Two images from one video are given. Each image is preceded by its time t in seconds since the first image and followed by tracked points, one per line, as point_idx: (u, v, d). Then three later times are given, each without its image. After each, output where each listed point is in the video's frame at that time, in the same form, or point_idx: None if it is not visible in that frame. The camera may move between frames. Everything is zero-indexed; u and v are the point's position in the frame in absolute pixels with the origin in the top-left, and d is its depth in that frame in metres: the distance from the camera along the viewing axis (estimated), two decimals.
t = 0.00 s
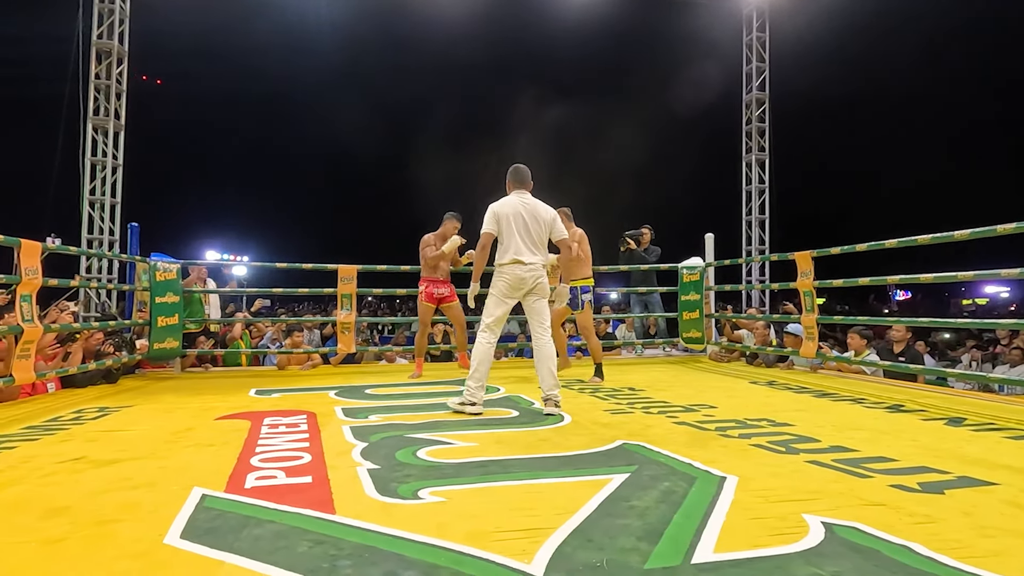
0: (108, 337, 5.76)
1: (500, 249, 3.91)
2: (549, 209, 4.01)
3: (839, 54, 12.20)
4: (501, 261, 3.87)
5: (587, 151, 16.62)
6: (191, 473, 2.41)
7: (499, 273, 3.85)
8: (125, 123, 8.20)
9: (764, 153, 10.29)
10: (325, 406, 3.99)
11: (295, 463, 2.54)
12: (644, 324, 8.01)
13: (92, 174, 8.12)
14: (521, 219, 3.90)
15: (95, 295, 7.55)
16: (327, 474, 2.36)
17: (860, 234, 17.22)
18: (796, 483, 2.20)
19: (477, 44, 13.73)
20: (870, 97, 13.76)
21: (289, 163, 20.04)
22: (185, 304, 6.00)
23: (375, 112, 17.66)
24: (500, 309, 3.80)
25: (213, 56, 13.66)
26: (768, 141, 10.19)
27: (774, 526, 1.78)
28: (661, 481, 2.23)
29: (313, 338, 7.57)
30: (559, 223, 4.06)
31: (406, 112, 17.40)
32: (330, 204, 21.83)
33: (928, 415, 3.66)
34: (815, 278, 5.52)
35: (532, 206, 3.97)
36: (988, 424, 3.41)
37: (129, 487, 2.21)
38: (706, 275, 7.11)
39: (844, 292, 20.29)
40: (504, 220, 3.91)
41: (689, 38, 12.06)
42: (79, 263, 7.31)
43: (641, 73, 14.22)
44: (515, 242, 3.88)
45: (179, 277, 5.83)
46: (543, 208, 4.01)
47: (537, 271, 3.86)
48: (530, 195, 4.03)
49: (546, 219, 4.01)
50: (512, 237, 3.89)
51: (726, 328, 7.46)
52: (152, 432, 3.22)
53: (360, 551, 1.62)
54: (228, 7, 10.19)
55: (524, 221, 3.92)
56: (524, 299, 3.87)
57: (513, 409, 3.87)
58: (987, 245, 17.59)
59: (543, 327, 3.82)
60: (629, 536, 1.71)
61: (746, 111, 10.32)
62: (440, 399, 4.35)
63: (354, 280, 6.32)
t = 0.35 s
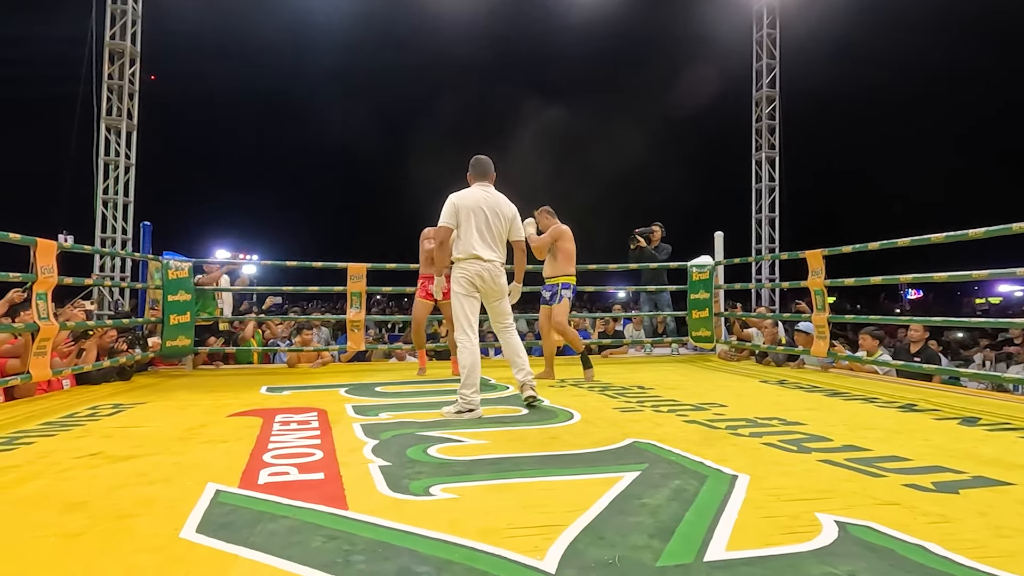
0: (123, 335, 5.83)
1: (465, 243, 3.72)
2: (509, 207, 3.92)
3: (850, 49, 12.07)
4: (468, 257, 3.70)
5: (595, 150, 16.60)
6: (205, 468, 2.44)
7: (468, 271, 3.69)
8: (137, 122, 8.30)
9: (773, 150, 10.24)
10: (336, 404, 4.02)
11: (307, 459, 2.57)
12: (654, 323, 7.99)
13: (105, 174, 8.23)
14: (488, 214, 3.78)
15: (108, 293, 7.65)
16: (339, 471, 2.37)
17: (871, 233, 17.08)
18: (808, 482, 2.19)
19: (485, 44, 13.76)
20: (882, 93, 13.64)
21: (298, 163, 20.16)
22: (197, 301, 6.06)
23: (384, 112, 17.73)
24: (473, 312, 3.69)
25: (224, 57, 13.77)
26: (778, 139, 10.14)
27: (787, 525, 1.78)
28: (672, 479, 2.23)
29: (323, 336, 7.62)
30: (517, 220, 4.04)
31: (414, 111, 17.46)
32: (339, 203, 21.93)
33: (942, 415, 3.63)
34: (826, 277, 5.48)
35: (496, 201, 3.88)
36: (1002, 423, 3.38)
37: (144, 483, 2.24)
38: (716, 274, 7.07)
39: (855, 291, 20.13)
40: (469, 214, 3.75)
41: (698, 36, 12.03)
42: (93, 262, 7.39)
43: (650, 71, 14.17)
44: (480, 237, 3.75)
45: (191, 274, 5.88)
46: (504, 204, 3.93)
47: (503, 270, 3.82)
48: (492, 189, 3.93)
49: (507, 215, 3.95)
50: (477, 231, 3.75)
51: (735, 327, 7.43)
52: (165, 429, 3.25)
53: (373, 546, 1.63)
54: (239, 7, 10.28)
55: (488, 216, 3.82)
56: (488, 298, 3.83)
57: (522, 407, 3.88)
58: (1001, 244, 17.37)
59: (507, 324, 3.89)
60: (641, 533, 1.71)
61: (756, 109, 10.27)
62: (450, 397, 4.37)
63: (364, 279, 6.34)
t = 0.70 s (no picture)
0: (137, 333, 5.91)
1: (439, 245, 3.70)
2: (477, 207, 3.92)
3: (862, 45, 11.97)
4: (446, 258, 3.69)
5: (601, 146, 16.66)
6: (220, 465, 2.47)
7: (446, 272, 3.68)
8: (150, 122, 8.39)
9: (784, 147, 10.17)
10: (347, 402, 4.05)
11: (321, 456, 2.59)
12: (664, 321, 7.97)
13: (120, 174, 8.34)
14: (461, 217, 3.78)
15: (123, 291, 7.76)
16: (352, 468, 2.40)
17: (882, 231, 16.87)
18: (821, 481, 2.18)
19: (494, 42, 13.77)
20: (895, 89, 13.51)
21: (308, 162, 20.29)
22: (209, 300, 6.11)
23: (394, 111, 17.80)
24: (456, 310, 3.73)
25: (235, 58, 13.89)
26: (789, 135, 10.06)
27: (801, 524, 1.77)
28: (684, 478, 2.23)
29: (334, 334, 7.68)
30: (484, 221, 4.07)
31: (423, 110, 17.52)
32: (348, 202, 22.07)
33: (956, 415, 3.60)
34: (838, 275, 5.44)
35: (467, 202, 3.88)
36: (1017, 423, 3.35)
37: (161, 479, 2.28)
38: (726, 272, 7.03)
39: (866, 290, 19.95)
40: (444, 217, 3.73)
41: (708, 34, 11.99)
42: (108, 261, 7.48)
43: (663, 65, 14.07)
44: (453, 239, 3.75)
45: (203, 273, 5.93)
46: (473, 205, 3.93)
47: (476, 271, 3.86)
48: (459, 189, 3.92)
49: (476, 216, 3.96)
50: (450, 233, 3.74)
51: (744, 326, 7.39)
52: (180, 426, 3.29)
53: (388, 543, 1.65)
54: (249, 6, 10.37)
55: (460, 218, 3.82)
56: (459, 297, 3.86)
57: (532, 405, 3.88)
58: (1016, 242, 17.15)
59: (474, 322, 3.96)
60: (653, 531, 1.72)
61: (767, 106, 10.22)
62: (460, 395, 4.39)
63: (373, 277, 6.37)
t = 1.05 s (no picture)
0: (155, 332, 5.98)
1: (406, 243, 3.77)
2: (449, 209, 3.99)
3: (877, 40, 11.83)
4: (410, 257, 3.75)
5: (613, 144, 16.60)
6: (237, 462, 2.50)
7: (407, 271, 3.75)
8: (165, 123, 8.50)
9: (798, 145, 10.09)
10: (361, 400, 4.08)
11: (336, 454, 2.61)
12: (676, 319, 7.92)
13: (135, 174, 8.45)
14: (430, 216, 3.84)
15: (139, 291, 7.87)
16: (367, 465, 2.41)
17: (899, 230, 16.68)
18: (839, 482, 2.16)
19: (505, 41, 13.79)
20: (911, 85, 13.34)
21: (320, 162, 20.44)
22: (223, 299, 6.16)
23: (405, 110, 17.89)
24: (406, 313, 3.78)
25: (249, 58, 14.02)
26: (803, 133, 9.98)
27: (818, 525, 1.76)
28: (699, 477, 2.22)
29: (346, 333, 7.72)
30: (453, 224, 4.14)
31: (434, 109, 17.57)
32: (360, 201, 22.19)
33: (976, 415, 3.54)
34: (854, 273, 5.38)
35: (438, 203, 3.95)
36: None
37: (179, 475, 2.30)
38: (739, 271, 6.97)
39: (881, 288, 19.70)
40: (412, 215, 3.78)
41: (720, 31, 11.91)
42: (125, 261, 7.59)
43: (675, 62, 14.01)
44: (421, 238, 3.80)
45: (218, 273, 5.98)
46: (445, 207, 4.00)
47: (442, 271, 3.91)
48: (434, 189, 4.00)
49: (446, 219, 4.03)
50: (417, 230, 3.78)
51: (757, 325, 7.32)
52: (197, 424, 3.33)
53: (403, 540, 1.66)
54: (262, 7, 10.47)
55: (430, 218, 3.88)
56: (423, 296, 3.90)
57: (545, 404, 3.88)
58: None
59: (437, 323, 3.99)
60: (669, 531, 1.71)
61: (780, 102, 10.14)
62: (472, 393, 4.39)
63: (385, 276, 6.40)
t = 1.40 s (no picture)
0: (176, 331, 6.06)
1: (355, 248, 3.84)
2: (401, 206, 3.92)
3: (899, 33, 11.61)
4: (359, 260, 3.81)
5: (628, 142, 16.50)
6: (256, 458, 2.53)
7: (358, 274, 3.80)
8: (185, 124, 8.63)
9: (817, 141, 9.95)
10: (377, 397, 4.12)
11: (353, 451, 2.64)
12: (693, 318, 7.86)
13: (157, 175, 8.60)
14: (373, 217, 3.83)
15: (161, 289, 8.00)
16: (384, 462, 2.43)
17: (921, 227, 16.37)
18: (861, 482, 2.13)
19: (519, 40, 13.78)
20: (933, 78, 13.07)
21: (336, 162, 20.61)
22: (242, 298, 6.25)
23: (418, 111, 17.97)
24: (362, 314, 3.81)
25: (267, 60, 14.20)
26: (823, 129, 9.82)
27: (839, 525, 1.74)
28: (717, 476, 2.20)
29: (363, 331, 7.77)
30: (414, 219, 3.97)
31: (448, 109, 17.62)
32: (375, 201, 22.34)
33: (1002, 416, 3.46)
34: (875, 271, 5.29)
35: (384, 203, 3.88)
36: None
37: (201, 471, 2.34)
38: (756, 269, 6.90)
39: (902, 287, 19.34)
40: (356, 220, 3.85)
41: (737, 28, 11.78)
42: (147, 261, 7.73)
43: (690, 59, 13.90)
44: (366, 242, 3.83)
45: (237, 272, 6.05)
46: (399, 205, 3.94)
47: (393, 271, 3.83)
48: (389, 189, 3.99)
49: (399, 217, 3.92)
50: (361, 236, 3.85)
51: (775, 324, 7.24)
52: (217, 420, 3.39)
53: (421, 536, 1.67)
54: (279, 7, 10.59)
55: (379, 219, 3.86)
56: (384, 298, 3.88)
57: (560, 402, 3.87)
58: None
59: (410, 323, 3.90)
60: (687, 529, 1.70)
61: (798, 99, 10.01)
62: (487, 392, 4.40)
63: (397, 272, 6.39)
